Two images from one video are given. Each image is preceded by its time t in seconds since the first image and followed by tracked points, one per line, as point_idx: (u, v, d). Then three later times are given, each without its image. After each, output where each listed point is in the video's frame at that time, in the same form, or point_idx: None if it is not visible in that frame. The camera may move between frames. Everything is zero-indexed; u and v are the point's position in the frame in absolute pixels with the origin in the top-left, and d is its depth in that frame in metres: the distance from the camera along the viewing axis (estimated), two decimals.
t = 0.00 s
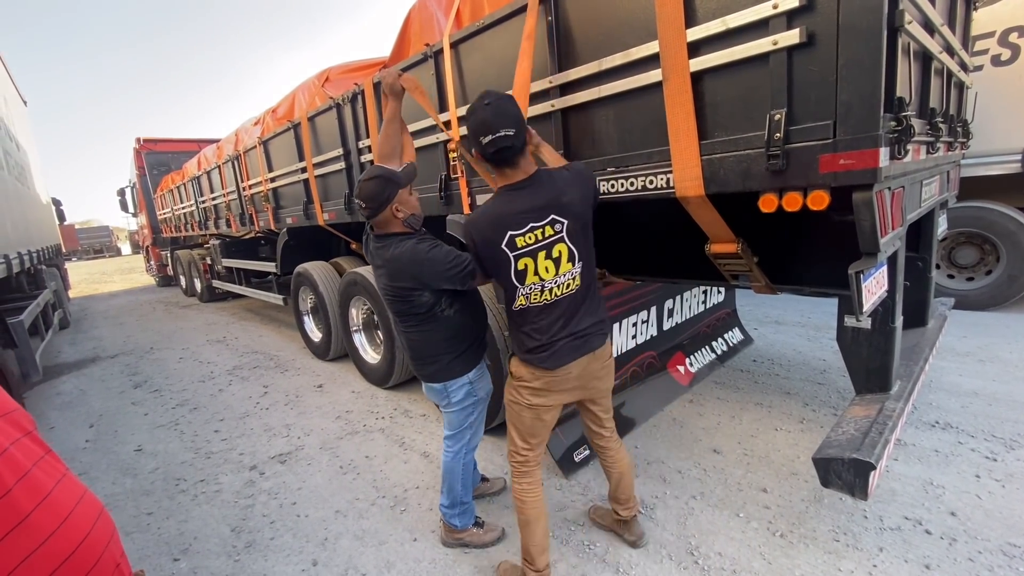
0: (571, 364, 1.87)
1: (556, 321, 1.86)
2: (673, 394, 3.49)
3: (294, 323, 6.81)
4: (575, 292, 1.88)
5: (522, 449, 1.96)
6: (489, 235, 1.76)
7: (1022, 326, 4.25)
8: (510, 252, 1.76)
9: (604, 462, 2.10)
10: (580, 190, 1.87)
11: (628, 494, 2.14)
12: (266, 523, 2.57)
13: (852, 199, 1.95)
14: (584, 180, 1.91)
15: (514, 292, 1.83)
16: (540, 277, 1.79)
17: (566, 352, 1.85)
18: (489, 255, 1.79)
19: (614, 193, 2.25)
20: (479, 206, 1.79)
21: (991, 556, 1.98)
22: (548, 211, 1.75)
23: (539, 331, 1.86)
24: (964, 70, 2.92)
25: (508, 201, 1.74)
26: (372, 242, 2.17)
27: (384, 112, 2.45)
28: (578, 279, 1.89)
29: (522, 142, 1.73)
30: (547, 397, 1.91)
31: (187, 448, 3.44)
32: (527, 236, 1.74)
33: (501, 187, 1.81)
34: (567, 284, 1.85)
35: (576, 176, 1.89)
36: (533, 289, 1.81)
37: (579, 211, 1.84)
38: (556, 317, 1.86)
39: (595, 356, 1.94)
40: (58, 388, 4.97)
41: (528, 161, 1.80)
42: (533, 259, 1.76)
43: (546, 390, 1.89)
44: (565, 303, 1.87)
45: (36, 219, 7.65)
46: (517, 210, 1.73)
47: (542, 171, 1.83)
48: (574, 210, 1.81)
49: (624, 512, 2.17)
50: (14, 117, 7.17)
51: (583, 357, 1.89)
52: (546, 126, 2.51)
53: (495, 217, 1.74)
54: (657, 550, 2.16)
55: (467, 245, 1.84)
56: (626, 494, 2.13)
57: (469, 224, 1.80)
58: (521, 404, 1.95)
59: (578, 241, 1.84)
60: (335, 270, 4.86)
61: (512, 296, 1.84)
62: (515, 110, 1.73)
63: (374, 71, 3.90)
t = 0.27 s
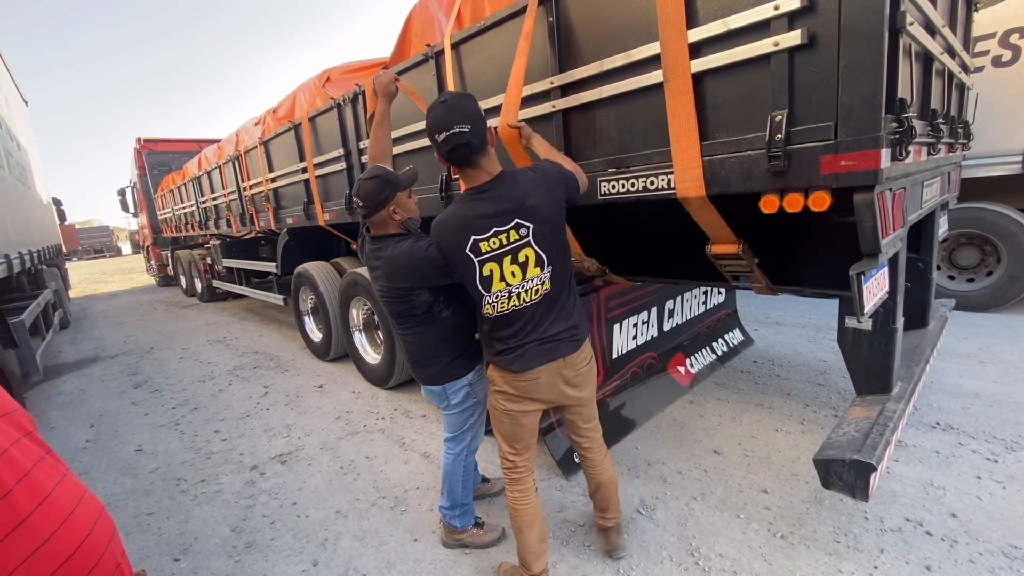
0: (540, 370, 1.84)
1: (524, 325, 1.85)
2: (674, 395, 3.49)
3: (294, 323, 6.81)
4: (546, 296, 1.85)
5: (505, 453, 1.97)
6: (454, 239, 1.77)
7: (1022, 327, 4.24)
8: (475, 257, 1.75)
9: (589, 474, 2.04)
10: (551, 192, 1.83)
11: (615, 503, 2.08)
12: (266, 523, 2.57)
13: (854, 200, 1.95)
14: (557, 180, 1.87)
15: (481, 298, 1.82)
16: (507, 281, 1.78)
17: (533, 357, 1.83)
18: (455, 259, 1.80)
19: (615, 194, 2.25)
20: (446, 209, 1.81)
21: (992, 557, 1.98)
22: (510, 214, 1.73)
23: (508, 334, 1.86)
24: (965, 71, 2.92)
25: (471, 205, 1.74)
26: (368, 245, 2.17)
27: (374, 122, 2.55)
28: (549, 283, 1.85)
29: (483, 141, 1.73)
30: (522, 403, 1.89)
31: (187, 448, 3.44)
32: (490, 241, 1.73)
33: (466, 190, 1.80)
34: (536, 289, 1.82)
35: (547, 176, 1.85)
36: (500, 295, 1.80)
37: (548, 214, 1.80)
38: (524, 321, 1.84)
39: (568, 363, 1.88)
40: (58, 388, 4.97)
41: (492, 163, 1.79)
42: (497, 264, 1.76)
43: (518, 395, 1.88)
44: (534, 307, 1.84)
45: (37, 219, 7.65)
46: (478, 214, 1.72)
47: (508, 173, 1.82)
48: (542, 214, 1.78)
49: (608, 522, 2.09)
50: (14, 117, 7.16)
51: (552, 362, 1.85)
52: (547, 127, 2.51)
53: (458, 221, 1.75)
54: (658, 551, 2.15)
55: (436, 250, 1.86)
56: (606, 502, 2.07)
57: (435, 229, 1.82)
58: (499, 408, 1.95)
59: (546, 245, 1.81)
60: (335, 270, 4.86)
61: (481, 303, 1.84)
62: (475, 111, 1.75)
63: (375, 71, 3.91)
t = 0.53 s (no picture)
0: (537, 368, 1.83)
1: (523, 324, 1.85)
2: (674, 395, 3.49)
3: (294, 323, 6.81)
4: (546, 295, 1.86)
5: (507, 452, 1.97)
6: (456, 235, 1.77)
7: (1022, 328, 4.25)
8: (476, 253, 1.76)
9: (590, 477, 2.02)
10: (555, 190, 1.84)
11: (617, 514, 2.04)
12: (266, 523, 2.57)
13: (854, 201, 1.96)
14: (561, 179, 1.88)
15: (480, 294, 1.82)
16: (507, 279, 1.78)
17: (531, 356, 1.83)
18: (456, 256, 1.80)
19: (616, 196, 2.25)
20: (449, 204, 1.82)
21: (992, 557, 1.99)
22: (516, 213, 1.74)
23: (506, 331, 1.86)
24: (965, 73, 2.93)
25: (476, 203, 1.75)
26: (373, 242, 2.16)
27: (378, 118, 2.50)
28: (549, 282, 1.85)
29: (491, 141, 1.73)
30: (523, 403, 1.89)
31: (187, 448, 3.44)
32: (492, 238, 1.74)
33: (471, 189, 1.80)
34: (536, 287, 1.83)
35: (551, 175, 1.86)
36: (499, 293, 1.80)
37: (550, 214, 1.81)
38: (523, 320, 1.85)
39: (567, 363, 1.88)
40: (58, 388, 4.97)
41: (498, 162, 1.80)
42: (498, 261, 1.76)
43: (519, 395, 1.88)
44: (533, 306, 1.84)
45: (37, 219, 7.65)
46: (482, 212, 1.74)
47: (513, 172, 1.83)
48: (544, 213, 1.79)
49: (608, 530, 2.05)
50: (15, 117, 7.16)
51: (551, 362, 1.84)
52: (547, 127, 2.51)
53: (461, 217, 1.76)
54: (658, 552, 2.16)
55: (438, 245, 1.86)
56: (606, 510, 2.03)
57: (437, 224, 1.82)
58: (500, 408, 1.95)
59: (548, 244, 1.81)
60: (335, 270, 4.86)
61: (479, 299, 1.84)
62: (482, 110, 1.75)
63: (376, 72, 3.91)
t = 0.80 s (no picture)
0: (536, 370, 1.83)
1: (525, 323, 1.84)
2: (674, 396, 3.49)
3: (293, 323, 6.81)
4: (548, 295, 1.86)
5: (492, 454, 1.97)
6: (464, 231, 1.73)
7: (1021, 329, 4.25)
8: (483, 250, 1.73)
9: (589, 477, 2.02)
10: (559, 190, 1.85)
11: (617, 517, 2.04)
12: (266, 523, 2.57)
13: (853, 202, 1.96)
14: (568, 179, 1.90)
15: (485, 293, 1.78)
16: (513, 277, 1.77)
17: (530, 357, 1.83)
18: (461, 255, 1.76)
19: (615, 196, 2.25)
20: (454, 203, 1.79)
21: (991, 558, 1.99)
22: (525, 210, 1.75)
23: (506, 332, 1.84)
24: (964, 74, 2.93)
25: (485, 199, 1.74)
26: (383, 238, 2.18)
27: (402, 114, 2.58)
28: (551, 282, 1.86)
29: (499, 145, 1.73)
30: (517, 406, 1.88)
31: (186, 448, 3.44)
32: (500, 234, 1.72)
33: (477, 187, 1.78)
34: (540, 286, 1.84)
35: (555, 175, 1.87)
36: (504, 291, 1.78)
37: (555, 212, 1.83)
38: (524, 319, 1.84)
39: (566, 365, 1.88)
40: (57, 388, 4.96)
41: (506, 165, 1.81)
42: (506, 259, 1.74)
43: (512, 398, 1.87)
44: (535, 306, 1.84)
45: (36, 219, 7.64)
46: (491, 208, 1.73)
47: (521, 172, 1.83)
48: (550, 211, 1.80)
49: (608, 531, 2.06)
50: (14, 117, 7.15)
51: (548, 364, 1.84)
52: (547, 127, 2.51)
53: (468, 213, 1.73)
54: (658, 552, 2.16)
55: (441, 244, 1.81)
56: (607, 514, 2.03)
57: (443, 221, 1.76)
58: (492, 410, 1.94)
59: (553, 242, 1.82)
60: (335, 270, 4.86)
61: (482, 299, 1.80)
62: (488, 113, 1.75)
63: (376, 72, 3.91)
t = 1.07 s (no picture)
0: (502, 388, 1.75)
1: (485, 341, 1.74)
2: (673, 397, 3.49)
3: (291, 324, 6.80)
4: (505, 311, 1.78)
5: (445, 491, 1.80)
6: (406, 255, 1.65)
7: (1018, 331, 4.26)
8: (431, 271, 1.65)
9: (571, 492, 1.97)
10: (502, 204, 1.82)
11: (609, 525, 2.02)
12: (264, 524, 2.57)
13: (851, 204, 1.96)
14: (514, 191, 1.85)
15: (437, 314, 1.70)
16: (464, 296, 1.69)
17: (496, 374, 1.73)
18: (408, 280, 1.65)
19: (614, 197, 2.25)
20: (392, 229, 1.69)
21: (989, 559, 1.99)
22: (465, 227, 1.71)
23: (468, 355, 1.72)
24: (962, 76, 2.94)
25: (423, 220, 1.67)
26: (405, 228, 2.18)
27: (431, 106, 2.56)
28: (506, 297, 1.79)
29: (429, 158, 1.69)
30: (479, 429, 1.77)
31: (184, 449, 3.43)
32: (446, 253, 1.66)
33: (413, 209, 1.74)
34: (493, 303, 1.76)
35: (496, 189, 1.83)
36: (458, 311, 1.70)
37: (498, 227, 1.79)
38: (486, 338, 1.75)
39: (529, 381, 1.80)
40: (54, 388, 4.95)
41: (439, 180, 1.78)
42: (455, 277, 1.67)
43: (475, 420, 1.75)
44: (494, 322, 1.76)
45: (35, 219, 7.63)
46: (431, 228, 1.66)
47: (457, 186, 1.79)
48: (491, 226, 1.76)
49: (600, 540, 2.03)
50: (12, 117, 7.15)
51: (515, 380, 1.77)
52: (547, 128, 2.51)
53: (410, 236, 1.64)
54: (656, 553, 2.16)
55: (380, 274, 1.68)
56: (598, 526, 2.00)
57: (382, 248, 1.65)
58: (446, 440, 1.79)
59: (500, 258, 1.77)
60: (334, 270, 4.86)
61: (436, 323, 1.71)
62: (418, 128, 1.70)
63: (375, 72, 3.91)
